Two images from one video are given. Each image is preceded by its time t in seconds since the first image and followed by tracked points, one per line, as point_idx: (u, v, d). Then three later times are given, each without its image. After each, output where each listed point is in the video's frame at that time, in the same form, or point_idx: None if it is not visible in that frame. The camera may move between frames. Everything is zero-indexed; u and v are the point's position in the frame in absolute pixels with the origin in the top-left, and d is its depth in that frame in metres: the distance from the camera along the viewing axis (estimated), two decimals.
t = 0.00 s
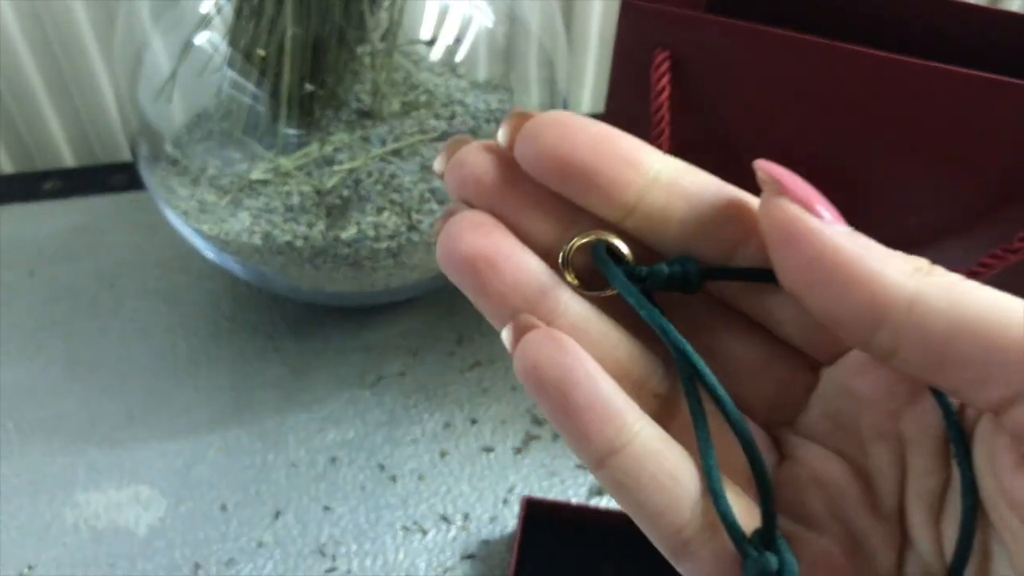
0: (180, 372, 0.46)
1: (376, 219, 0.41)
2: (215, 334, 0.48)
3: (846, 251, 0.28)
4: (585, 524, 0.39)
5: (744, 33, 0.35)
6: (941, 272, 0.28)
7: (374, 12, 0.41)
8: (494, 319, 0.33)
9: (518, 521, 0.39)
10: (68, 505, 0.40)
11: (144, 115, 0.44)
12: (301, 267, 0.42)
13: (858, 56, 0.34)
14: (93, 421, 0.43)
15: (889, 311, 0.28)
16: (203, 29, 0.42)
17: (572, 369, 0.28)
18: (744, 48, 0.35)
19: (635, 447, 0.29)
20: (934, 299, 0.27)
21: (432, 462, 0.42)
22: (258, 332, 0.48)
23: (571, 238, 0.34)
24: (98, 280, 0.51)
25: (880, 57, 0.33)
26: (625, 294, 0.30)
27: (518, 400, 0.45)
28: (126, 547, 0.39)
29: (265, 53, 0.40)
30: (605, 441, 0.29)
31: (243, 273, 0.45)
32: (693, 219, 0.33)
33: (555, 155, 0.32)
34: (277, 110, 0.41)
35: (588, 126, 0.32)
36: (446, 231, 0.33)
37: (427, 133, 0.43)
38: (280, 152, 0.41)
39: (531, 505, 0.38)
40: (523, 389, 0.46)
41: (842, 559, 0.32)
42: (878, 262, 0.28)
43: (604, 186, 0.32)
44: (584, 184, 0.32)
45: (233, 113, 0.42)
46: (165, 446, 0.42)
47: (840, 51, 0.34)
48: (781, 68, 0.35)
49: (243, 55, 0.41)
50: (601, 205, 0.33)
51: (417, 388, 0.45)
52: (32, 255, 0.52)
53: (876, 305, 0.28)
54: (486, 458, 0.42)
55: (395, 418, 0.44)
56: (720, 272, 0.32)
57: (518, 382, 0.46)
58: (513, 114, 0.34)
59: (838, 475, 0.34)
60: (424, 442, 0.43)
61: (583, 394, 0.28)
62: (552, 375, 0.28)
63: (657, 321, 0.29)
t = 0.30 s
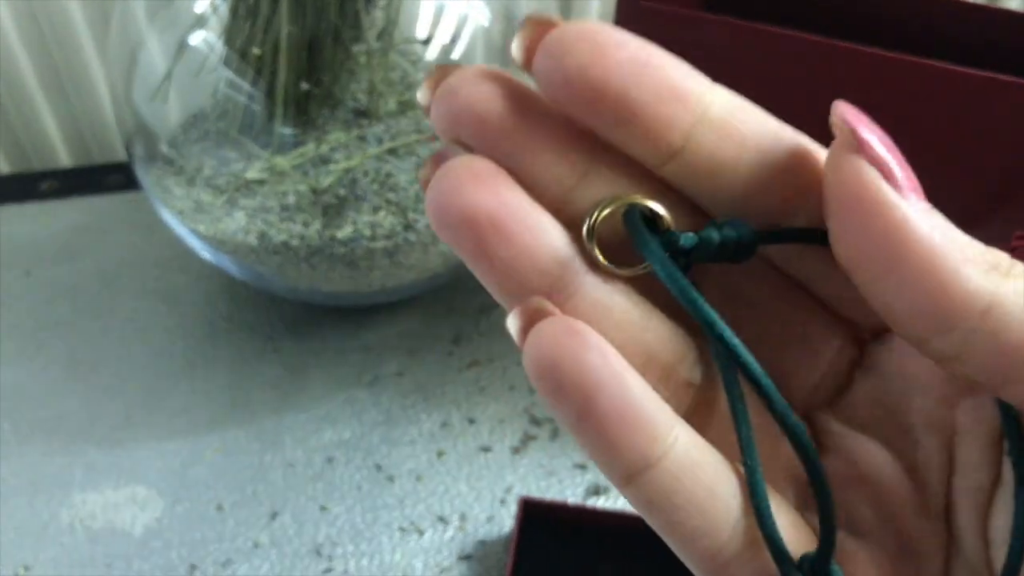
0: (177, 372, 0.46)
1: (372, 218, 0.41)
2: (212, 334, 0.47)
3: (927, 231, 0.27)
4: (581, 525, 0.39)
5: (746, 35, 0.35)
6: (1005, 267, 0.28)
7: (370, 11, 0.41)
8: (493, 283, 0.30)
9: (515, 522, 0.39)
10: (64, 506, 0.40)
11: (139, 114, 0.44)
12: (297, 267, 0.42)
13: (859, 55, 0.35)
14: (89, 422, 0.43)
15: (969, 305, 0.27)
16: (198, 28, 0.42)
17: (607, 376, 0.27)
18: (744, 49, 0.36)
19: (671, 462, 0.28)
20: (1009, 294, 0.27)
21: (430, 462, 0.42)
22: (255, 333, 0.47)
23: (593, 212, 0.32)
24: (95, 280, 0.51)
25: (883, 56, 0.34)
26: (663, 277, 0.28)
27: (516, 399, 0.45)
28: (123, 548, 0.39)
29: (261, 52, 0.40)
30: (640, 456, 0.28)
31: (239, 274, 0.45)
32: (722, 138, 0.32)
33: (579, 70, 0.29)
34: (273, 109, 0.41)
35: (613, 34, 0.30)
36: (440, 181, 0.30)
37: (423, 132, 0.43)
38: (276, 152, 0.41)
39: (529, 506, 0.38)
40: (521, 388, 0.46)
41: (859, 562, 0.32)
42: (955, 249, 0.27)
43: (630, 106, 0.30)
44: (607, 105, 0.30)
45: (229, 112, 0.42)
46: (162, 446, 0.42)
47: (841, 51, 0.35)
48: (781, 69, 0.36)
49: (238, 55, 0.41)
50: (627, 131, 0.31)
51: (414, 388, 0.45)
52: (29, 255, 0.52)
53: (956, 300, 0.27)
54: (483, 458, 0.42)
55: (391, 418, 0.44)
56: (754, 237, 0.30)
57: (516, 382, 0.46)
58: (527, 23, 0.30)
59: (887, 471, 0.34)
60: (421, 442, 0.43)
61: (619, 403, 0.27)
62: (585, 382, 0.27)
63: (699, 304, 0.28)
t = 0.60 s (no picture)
0: (178, 369, 0.46)
1: (373, 216, 0.41)
2: (212, 332, 0.47)
3: (874, 358, 0.21)
4: (584, 523, 0.39)
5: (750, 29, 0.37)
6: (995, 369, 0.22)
7: (373, 8, 0.39)
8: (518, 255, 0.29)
9: (517, 519, 0.39)
10: (65, 504, 0.40)
11: (140, 112, 0.44)
12: (299, 264, 0.42)
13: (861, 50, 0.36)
14: (90, 420, 0.43)
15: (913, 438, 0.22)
16: (200, 25, 0.42)
17: (660, 396, 0.26)
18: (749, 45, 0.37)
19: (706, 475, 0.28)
20: (968, 421, 0.22)
21: (431, 460, 0.42)
22: (255, 331, 0.47)
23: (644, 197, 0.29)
24: (95, 278, 0.51)
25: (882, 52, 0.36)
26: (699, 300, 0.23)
27: (517, 397, 0.45)
28: (124, 546, 0.39)
29: (262, 48, 0.40)
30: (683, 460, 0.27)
31: (240, 271, 0.45)
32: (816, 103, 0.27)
33: (660, 35, 0.24)
34: (274, 106, 0.41)
35: None
36: (465, 156, 0.28)
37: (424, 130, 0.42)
38: (277, 150, 0.41)
39: (531, 505, 0.38)
40: (522, 386, 0.46)
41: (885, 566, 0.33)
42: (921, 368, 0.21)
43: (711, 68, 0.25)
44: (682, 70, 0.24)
45: (230, 109, 0.42)
46: (163, 444, 0.42)
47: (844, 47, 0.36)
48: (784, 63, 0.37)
49: (240, 52, 0.41)
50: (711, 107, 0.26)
51: (414, 386, 0.45)
52: (29, 254, 0.52)
53: (905, 430, 0.22)
54: (484, 456, 0.42)
55: (392, 415, 0.44)
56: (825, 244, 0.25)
57: (518, 379, 0.46)
58: None
59: (943, 479, 0.31)
60: (423, 440, 0.43)
61: (665, 419, 0.26)
62: (634, 393, 0.25)
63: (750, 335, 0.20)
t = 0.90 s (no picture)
0: (178, 366, 0.46)
1: (374, 212, 0.41)
2: (212, 329, 0.47)
3: (803, 439, 0.23)
4: (584, 519, 0.39)
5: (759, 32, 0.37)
6: (937, 431, 0.23)
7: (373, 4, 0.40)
8: (556, 271, 0.33)
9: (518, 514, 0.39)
10: (66, 502, 0.40)
11: (140, 110, 0.44)
12: (298, 261, 0.42)
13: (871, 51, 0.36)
14: (90, 418, 0.43)
15: (869, 497, 0.24)
16: (200, 22, 0.42)
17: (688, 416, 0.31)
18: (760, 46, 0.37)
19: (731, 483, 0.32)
20: (912, 485, 0.23)
21: (432, 457, 0.42)
22: (255, 329, 0.47)
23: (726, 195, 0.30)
24: (94, 277, 0.51)
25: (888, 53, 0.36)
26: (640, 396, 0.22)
27: (518, 394, 0.45)
28: (125, 544, 0.38)
29: (262, 44, 0.40)
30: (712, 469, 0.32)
31: (240, 270, 0.45)
32: (909, 115, 0.28)
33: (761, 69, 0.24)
34: (274, 103, 0.41)
35: (808, 25, 0.24)
36: (506, 190, 0.32)
37: (424, 127, 0.42)
38: (277, 147, 0.41)
39: (533, 500, 0.38)
40: (522, 383, 0.46)
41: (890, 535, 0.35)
42: (856, 447, 0.23)
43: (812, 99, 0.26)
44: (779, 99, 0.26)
45: (230, 107, 0.42)
46: (163, 442, 0.42)
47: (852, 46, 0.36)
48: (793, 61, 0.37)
49: (240, 49, 0.41)
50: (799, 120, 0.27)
51: (414, 383, 0.45)
52: (28, 252, 0.52)
53: (853, 491, 0.24)
54: (484, 452, 0.42)
55: (392, 413, 0.44)
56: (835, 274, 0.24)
57: (517, 377, 0.46)
58: None
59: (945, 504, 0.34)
60: (423, 437, 0.43)
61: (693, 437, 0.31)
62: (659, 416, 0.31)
63: (698, 461, 0.22)
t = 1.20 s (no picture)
0: (179, 365, 0.46)
1: (372, 212, 0.42)
2: (212, 328, 0.48)
3: (807, 375, 0.23)
4: (582, 517, 0.39)
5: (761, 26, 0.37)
6: (944, 372, 0.23)
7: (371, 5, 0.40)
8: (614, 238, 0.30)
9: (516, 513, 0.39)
10: (67, 500, 0.40)
11: (141, 110, 0.44)
12: (299, 262, 0.43)
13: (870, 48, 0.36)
14: (90, 418, 0.43)
15: (872, 435, 0.24)
16: (199, 24, 0.42)
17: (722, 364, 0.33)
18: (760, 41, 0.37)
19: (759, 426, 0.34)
20: (913, 426, 0.24)
21: (431, 455, 0.42)
22: (256, 328, 0.48)
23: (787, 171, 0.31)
24: (95, 278, 0.51)
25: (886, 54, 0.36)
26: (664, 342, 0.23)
27: (517, 393, 0.45)
28: (126, 543, 0.39)
29: (261, 47, 0.40)
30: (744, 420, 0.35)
31: (240, 269, 0.45)
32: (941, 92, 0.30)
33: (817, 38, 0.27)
34: (273, 104, 0.41)
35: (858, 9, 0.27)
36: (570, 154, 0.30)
37: (422, 127, 0.43)
38: (276, 148, 0.41)
39: (530, 499, 0.39)
40: (521, 382, 0.46)
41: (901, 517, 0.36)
42: (861, 383, 0.23)
43: (858, 73, 0.29)
44: (828, 74, 0.28)
45: (229, 108, 0.42)
46: (163, 441, 0.42)
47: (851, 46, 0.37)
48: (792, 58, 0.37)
49: (239, 50, 0.41)
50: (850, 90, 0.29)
51: (413, 382, 0.45)
52: (29, 253, 0.52)
53: (856, 429, 0.24)
54: (483, 451, 0.43)
55: (391, 412, 0.44)
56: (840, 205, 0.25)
57: (516, 376, 0.46)
58: None
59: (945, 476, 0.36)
60: (423, 436, 0.43)
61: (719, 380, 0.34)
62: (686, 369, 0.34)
63: (719, 397, 0.23)
